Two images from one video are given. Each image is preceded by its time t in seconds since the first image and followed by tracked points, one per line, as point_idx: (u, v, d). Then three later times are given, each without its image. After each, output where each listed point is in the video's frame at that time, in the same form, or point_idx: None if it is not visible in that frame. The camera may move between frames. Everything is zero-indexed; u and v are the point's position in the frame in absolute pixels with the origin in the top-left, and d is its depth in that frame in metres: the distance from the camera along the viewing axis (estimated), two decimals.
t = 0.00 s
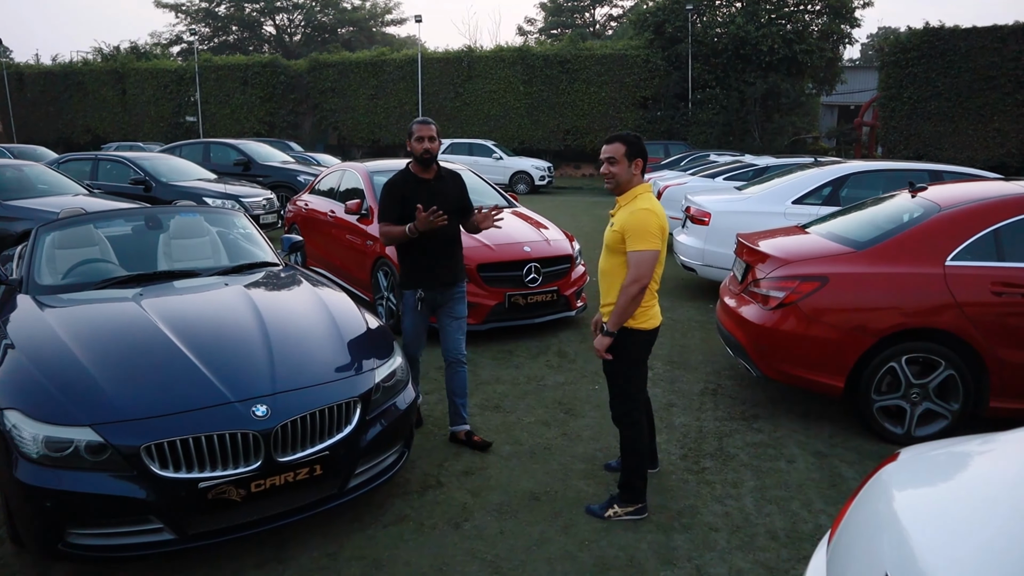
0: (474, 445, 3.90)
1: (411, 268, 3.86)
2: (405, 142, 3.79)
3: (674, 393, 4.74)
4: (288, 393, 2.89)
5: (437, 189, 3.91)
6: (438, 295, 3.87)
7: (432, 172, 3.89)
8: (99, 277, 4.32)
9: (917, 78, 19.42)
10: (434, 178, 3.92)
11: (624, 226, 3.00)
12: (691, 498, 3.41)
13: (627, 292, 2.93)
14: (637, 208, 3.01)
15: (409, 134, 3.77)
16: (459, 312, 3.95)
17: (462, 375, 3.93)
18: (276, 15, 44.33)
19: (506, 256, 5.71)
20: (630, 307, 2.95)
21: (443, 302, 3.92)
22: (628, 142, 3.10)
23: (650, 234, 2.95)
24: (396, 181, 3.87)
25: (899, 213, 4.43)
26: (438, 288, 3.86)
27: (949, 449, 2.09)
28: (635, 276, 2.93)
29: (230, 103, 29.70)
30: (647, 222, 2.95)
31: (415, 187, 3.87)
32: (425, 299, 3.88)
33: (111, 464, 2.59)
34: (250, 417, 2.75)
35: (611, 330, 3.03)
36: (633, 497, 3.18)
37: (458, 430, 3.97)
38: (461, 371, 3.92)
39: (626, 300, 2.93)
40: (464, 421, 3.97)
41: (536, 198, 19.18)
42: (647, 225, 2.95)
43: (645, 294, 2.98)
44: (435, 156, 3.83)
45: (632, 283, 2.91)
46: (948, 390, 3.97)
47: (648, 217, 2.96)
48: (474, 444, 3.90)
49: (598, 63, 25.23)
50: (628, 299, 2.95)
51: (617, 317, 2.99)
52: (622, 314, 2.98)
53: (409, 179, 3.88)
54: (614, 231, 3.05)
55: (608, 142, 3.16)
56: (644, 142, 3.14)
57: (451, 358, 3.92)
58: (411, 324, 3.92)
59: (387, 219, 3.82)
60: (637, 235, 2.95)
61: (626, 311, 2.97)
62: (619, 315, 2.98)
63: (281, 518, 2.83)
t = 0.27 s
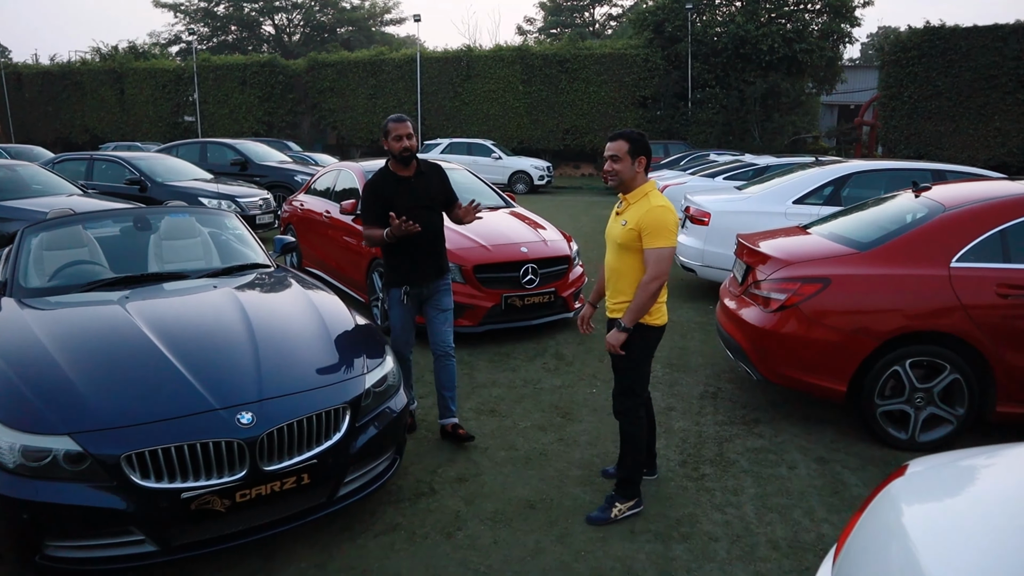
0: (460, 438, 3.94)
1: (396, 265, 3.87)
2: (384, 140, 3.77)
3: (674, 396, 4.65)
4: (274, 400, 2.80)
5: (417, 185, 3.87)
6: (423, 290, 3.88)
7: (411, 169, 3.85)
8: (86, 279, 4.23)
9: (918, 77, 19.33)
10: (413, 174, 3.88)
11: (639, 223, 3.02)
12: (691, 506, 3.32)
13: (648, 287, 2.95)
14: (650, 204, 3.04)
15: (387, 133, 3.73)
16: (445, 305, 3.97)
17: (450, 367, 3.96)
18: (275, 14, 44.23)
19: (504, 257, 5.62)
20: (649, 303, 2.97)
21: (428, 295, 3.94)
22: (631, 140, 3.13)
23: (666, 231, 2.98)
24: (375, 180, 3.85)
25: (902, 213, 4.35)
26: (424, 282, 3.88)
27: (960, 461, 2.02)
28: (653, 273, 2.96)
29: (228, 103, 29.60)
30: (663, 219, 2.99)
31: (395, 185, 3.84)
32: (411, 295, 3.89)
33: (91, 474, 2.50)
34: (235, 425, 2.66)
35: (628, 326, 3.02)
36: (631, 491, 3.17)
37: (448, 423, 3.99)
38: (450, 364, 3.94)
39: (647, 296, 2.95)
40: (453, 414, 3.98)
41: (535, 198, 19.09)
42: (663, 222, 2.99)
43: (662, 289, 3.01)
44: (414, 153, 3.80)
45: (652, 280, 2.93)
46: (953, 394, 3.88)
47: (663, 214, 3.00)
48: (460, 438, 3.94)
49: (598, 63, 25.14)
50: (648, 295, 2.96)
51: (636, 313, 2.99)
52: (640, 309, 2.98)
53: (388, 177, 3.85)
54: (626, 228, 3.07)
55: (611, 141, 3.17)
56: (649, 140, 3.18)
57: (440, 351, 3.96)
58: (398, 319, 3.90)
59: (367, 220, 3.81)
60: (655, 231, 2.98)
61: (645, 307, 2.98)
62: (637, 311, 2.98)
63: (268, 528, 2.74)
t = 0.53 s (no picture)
0: (445, 434, 4.02)
1: (391, 269, 3.78)
2: (381, 140, 3.66)
3: (673, 403, 4.56)
4: (259, 414, 2.70)
5: (410, 189, 3.83)
6: (417, 293, 3.82)
7: (404, 171, 3.79)
8: (71, 285, 4.13)
9: (919, 77, 19.24)
10: (406, 178, 3.82)
11: (651, 228, 2.98)
12: (690, 521, 3.22)
13: (668, 292, 2.94)
14: (661, 207, 3.00)
15: (388, 134, 3.64)
16: (437, 306, 3.91)
17: (440, 367, 3.96)
18: (274, 14, 44.13)
19: (500, 260, 5.52)
20: (670, 306, 2.97)
21: (421, 299, 3.87)
22: (634, 141, 3.07)
23: (681, 233, 2.97)
24: (369, 183, 3.75)
25: (906, 217, 4.25)
26: (419, 286, 3.83)
27: (977, 486, 1.91)
28: (672, 276, 2.94)
29: (227, 103, 29.49)
30: (677, 221, 2.96)
31: (389, 188, 3.76)
32: (405, 299, 3.81)
33: (66, 493, 2.40)
34: (217, 440, 2.56)
35: (651, 333, 2.99)
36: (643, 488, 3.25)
37: (434, 419, 4.07)
38: (439, 365, 3.94)
39: (668, 300, 2.94)
40: (439, 410, 4.07)
41: (534, 199, 18.97)
42: (679, 224, 2.97)
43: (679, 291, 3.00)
44: (410, 156, 3.73)
45: (674, 283, 2.91)
46: (960, 404, 3.78)
47: (675, 216, 2.97)
48: (445, 434, 4.03)
49: (597, 62, 25.03)
50: (669, 299, 2.95)
51: (658, 318, 2.98)
52: (662, 314, 2.98)
53: (382, 179, 3.76)
54: (636, 232, 3.02)
55: (612, 142, 3.09)
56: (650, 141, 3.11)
57: (430, 353, 3.91)
58: (391, 324, 3.80)
59: (365, 224, 3.71)
60: (670, 234, 2.95)
61: (666, 311, 2.98)
62: (659, 316, 2.97)
63: (252, 547, 2.64)
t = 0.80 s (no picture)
0: (439, 441, 3.93)
1: (393, 273, 3.67)
2: (393, 139, 3.57)
3: (674, 409, 4.46)
4: (244, 424, 2.61)
5: (416, 191, 3.75)
6: (416, 297, 3.74)
7: (412, 173, 3.71)
8: (57, 289, 4.03)
9: (920, 76, 19.14)
10: (412, 179, 3.73)
11: (657, 229, 2.89)
12: (692, 533, 3.13)
13: (678, 296, 2.84)
14: (665, 208, 2.91)
15: (400, 133, 3.55)
16: (430, 310, 3.83)
17: (429, 370, 3.90)
18: (274, 13, 44.02)
19: (498, 263, 5.43)
20: (681, 310, 2.87)
21: (417, 303, 3.79)
22: (632, 141, 2.97)
23: (687, 233, 2.88)
24: (375, 183, 3.66)
25: (912, 220, 4.16)
26: (418, 290, 3.74)
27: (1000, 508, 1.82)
28: (680, 277, 2.84)
29: (226, 103, 29.39)
30: (683, 222, 2.87)
31: (395, 189, 3.67)
32: (404, 303, 3.73)
33: (41, 508, 2.30)
34: (200, 453, 2.47)
35: (663, 339, 2.89)
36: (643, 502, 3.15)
37: (428, 424, 3.98)
38: (427, 369, 3.88)
39: (678, 304, 2.83)
40: (432, 416, 3.98)
41: (533, 199, 18.87)
42: (684, 225, 2.89)
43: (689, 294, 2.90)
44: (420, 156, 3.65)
45: (682, 285, 2.81)
46: (968, 411, 3.69)
47: (679, 217, 2.88)
48: (439, 440, 3.93)
49: (597, 62, 24.92)
50: (679, 303, 2.85)
51: (669, 323, 2.87)
52: (673, 318, 2.88)
53: (388, 179, 3.67)
54: (640, 234, 2.93)
55: (611, 143, 3.00)
56: (649, 141, 3.02)
57: (419, 356, 3.86)
58: (387, 328, 3.71)
59: (370, 225, 3.61)
60: (677, 236, 2.86)
61: (676, 315, 2.87)
62: (670, 321, 2.87)
63: (237, 563, 2.55)
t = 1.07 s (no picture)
0: (438, 447, 3.83)
1: (396, 272, 3.57)
2: (403, 134, 3.48)
3: (677, 413, 4.36)
4: (232, 432, 2.51)
5: (425, 189, 3.66)
6: (419, 299, 3.64)
7: (423, 170, 3.63)
8: (45, 291, 3.93)
9: (923, 76, 19.03)
10: (422, 177, 3.65)
11: (660, 229, 2.79)
12: (697, 544, 3.03)
13: (678, 299, 2.75)
14: (669, 208, 2.81)
15: (409, 128, 3.47)
16: (434, 316, 3.73)
17: (430, 374, 3.79)
18: (274, 13, 43.91)
19: (498, 263, 5.33)
20: (682, 314, 2.77)
21: (421, 306, 3.68)
22: (635, 139, 2.87)
23: (691, 235, 2.78)
24: (385, 176, 3.56)
25: (922, 220, 4.06)
26: (422, 292, 3.64)
27: None
28: (682, 281, 2.74)
29: (225, 102, 29.28)
30: (687, 223, 2.77)
31: (404, 184, 3.58)
32: (407, 305, 3.63)
33: (20, 521, 2.21)
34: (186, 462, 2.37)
35: (662, 343, 2.80)
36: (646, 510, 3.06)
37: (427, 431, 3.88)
38: (430, 373, 3.77)
39: (679, 308, 2.74)
40: (431, 422, 3.88)
41: (534, 199, 18.78)
42: (689, 226, 2.78)
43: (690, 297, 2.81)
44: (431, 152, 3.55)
45: (683, 289, 2.72)
46: (980, 416, 3.58)
47: (684, 218, 2.78)
48: (438, 446, 3.83)
49: (598, 61, 24.82)
50: (679, 306, 2.75)
51: (668, 327, 2.78)
52: (672, 322, 2.78)
53: (399, 174, 3.58)
54: (644, 234, 2.84)
55: (615, 141, 2.90)
56: (653, 139, 2.91)
57: (421, 360, 3.75)
58: (390, 332, 3.60)
59: (378, 217, 3.49)
60: (680, 237, 2.76)
61: (676, 319, 2.78)
62: (669, 325, 2.77)
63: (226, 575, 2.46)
